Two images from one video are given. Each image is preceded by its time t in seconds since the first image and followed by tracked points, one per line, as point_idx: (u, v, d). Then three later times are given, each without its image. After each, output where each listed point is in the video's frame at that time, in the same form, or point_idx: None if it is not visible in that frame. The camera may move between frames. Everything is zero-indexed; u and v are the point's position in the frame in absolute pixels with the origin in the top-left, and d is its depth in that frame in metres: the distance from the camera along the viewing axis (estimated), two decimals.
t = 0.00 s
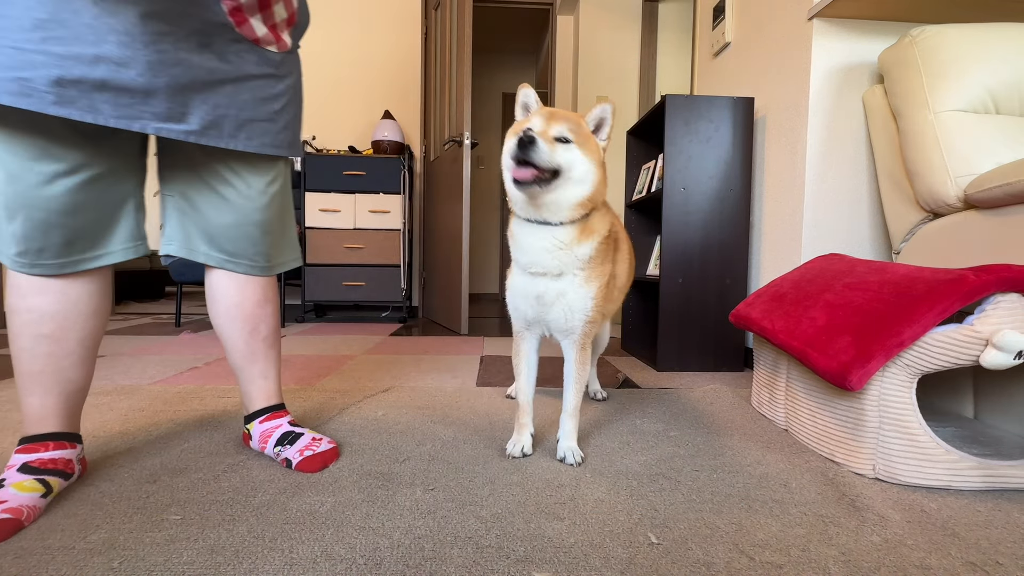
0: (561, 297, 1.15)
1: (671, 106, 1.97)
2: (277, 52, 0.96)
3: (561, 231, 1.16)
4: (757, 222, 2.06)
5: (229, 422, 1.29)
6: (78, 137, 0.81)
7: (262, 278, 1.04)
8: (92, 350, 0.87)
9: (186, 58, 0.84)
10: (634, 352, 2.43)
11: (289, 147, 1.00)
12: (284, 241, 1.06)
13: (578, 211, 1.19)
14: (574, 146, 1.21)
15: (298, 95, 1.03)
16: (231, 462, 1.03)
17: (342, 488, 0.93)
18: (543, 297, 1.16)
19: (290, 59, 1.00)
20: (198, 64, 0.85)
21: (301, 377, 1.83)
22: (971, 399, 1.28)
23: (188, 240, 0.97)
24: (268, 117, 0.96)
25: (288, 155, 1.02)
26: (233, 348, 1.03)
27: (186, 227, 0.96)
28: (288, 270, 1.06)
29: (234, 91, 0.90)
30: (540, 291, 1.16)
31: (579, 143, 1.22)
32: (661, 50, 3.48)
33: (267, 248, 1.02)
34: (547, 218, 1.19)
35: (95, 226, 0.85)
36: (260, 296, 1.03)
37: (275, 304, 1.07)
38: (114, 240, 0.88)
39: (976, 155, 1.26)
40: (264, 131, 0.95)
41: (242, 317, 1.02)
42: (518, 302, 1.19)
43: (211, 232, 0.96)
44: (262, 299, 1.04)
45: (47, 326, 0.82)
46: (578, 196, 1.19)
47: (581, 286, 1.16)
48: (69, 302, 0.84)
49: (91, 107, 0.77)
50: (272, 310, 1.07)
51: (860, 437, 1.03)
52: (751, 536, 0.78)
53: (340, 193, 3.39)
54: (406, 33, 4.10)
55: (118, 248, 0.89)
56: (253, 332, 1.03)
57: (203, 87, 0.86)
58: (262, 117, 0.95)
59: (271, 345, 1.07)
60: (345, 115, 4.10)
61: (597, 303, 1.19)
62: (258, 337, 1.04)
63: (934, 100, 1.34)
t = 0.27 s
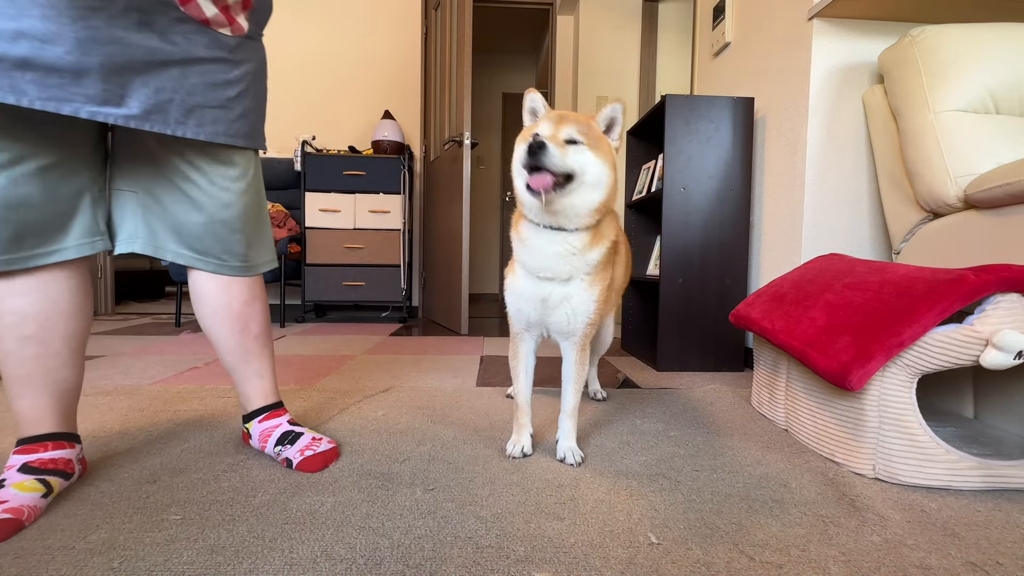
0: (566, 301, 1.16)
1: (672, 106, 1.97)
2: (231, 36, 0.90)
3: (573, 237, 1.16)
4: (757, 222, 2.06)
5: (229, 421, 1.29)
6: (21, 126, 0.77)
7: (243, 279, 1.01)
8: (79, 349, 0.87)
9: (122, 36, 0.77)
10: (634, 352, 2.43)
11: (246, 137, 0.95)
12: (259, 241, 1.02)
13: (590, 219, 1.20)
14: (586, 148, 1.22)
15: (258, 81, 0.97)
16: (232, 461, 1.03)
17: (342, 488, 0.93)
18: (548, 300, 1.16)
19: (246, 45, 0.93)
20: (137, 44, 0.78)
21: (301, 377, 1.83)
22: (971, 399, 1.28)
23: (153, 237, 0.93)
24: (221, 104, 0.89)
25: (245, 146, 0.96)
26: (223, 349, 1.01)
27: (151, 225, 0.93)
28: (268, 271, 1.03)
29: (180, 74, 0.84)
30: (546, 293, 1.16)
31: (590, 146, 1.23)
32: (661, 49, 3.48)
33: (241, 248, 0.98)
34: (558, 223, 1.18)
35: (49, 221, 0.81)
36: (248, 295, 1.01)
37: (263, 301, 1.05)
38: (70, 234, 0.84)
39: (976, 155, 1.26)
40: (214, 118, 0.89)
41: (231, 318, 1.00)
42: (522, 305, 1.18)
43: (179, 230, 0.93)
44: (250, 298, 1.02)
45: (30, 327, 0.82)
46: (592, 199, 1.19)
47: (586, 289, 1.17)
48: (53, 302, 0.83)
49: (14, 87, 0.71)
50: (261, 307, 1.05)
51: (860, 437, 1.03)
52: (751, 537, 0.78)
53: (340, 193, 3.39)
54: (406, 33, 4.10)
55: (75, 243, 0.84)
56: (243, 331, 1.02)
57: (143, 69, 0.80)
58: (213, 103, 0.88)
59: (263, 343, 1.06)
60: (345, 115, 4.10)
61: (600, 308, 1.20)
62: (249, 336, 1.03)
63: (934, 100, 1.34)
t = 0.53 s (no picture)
0: (571, 299, 1.16)
1: (672, 106, 1.97)
2: (200, 25, 0.86)
3: (567, 230, 1.16)
4: (757, 222, 2.06)
5: (229, 421, 1.29)
6: None
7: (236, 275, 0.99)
8: (71, 348, 0.87)
9: (78, 26, 0.73)
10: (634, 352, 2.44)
11: (222, 130, 0.91)
12: (248, 236, 1.00)
13: (579, 208, 1.19)
14: (550, 129, 1.23)
15: (234, 71, 0.93)
16: (232, 461, 1.03)
17: (342, 488, 0.93)
18: (552, 298, 1.16)
19: (217, 34, 0.89)
20: (96, 33, 0.74)
21: (301, 377, 1.83)
22: (971, 398, 1.28)
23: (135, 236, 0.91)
24: (192, 95, 0.85)
25: (222, 139, 0.92)
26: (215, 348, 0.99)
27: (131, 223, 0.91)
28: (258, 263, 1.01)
29: (144, 65, 0.79)
30: (550, 292, 1.16)
31: (555, 126, 1.24)
32: (661, 49, 3.48)
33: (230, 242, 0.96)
34: (555, 219, 1.18)
35: (24, 220, 0.79)
36: (240, 292, 1.00)
37: (256, 299, 1.03)
38: (49, 232, 0.82)
39: (976, 155, 1.26)
40: (186, 110, 0.85)
41: (223, 317, 0.98)
42: (527, 304, 1.18)
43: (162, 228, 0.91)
44: (242, 296, 1.00)
45: (21, 328, 0.81)
46: (570, 184, 1.20)
47: (591, 288, 1.17)
48: (42, 302, 0.83)
49: None
50: (254, 305, 1.03)
51: (860, 437, 1.03)
52: (751, 537, 0.78)
53: (340, 193, 3.39)
54: (406, 33, 4.10)
55: (54, 241, 0.82)
56: (236, 330, 1.00)
57: (105, 60, 0.76)
58: (183, 94, 0.84)
59: (257, 340, 1.04)
60: (345, 115, 4.10)
61: (605, 307, 1.20)
62: (242, 335, 1.01)
63: (934, 100, 1.34)
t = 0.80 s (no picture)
0: (574, 300, 1.16)
1: (672, 106, 1.97)
2: (186, 21, 0.85)
3: (569, 231, 1.16)
4: (756, 222, 2.06)
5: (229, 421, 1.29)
6: None
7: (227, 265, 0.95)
8: (64, 349, 0.86)
9: (61, 24, 0.73)
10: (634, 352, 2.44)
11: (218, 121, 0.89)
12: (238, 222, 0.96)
13: (580, 208, 1.19)
14: (546, 130, 1.23)
15: (224, 65, 0.92)
16: (232, 461, 1.03)
17: (342, 489, 0.93)
18: (555, 299, 1.16)
19: (205, 30, 0.88)
20: (79, 31, 0.75)
21: (301, 377, 1.83)
22: (971, 398, 1.28)
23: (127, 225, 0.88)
24: (182, 89, 0.85)
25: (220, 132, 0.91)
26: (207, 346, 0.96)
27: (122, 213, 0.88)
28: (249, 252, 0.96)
29: (130, 61, 0.79)
30: (553, 293, 1.16)
31: (551, 126, 1.24)
32: (661, 49, 3.48)
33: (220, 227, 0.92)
34: (556, 220, 1.18)
35: (12, 221, 0.78)
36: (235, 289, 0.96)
37: (252, 295, 1.00)
38: (38, 232, 0.82)
39: (976, 155, 1.26)
40: (176, 103, 0.84)
41: (216, 313, 0.94)
42: (528, 304, 1.18)
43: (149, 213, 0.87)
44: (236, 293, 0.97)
45: (14, 329, 0.81)
46: (570, 185, 1.20)
47: (593, 288, 1.17)
48: (33, 302, 0.82)
49: None
50: (249, 301, 1.00)
51: (860, 437, 1.03)
52: (751, 537, 0.78)
53: (340, 193, 3.39)
54: (406, 33, 4.10)
55: (44, 241, 0.82)
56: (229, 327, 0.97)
57: (90, 57, 0.76)
58: (172, 88, 0.84)
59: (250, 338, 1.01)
60: (345, 115, 4.10)
61: (607, 308, 1.20)
62: (235, 332, 0.98)
63: (933, 100, 1.34)
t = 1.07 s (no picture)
0: (575, 300, 1.16)
1: (672, 105, 1.97)
2: (187, 19, 0.83)
3: (569, 230, 1.15)
4: (757, 222, 2.05)
5: (229, 422, 1.29)
6: None
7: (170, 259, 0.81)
8: (62, 349, 0.86)
9: (67, 23, 0.72)
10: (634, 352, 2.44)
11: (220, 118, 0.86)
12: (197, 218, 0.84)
13: (579, 207, 1.19)
14: (544, 129, 1.23)
15: (224, 66, 0.90)
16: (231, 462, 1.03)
17: (342, 489, 0.92)
18: (555, 299, 1.16)
19: (206, 29, 0.86)
20: (85, 29, 0.73)
21: (301, 377, 1.83)
22: (971, 399, 1.28)
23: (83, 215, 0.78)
24: (187, 86, 0.81)
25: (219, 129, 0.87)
26: (126, 354, 0.80)
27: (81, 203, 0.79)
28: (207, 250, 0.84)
29: (135, 60, 0.77)
30: (553, 292, 1.16)
31: (548, 125, 1.24)
32: (661, 49, 3.47)
33: (177, 215, 0.80)
34: (556, 219, 1.18)
35: (12, 220, 0.78)
36: (167, 289, 0.82)
37: (186, 299, 0.85)
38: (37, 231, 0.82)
39: (976, 155, 1.26)
40: (181, 101, 0.80)
41: (141, 315, 0.80)
42: (529, 305, 1.18)
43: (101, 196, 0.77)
44: (166, 294, 0.82)
45: (12, 329, 0.81)
46: (569, 184, 1.20)
47: (594, 288, 1.17)
48: (31, 302, 0.82)
49: None
50: (182, 306, 0.85)
51: (861, 437, 1.03)
52: (751, 537, 0.78)
53: (340, 193, 3.39)
54: (406, 33, 4.09)
55: (42, 240, 0.82)
56: (153, 333, 0.81)
57: (97, 55, 0.74)
58: (177, 85, 0.80)
59: (176, 349, 0.85)
60: (344, 115, 4.10)
61: (608, 307, 1.20)
62: (159, 340, 0.82)
63: (934, 100, 1.34)
